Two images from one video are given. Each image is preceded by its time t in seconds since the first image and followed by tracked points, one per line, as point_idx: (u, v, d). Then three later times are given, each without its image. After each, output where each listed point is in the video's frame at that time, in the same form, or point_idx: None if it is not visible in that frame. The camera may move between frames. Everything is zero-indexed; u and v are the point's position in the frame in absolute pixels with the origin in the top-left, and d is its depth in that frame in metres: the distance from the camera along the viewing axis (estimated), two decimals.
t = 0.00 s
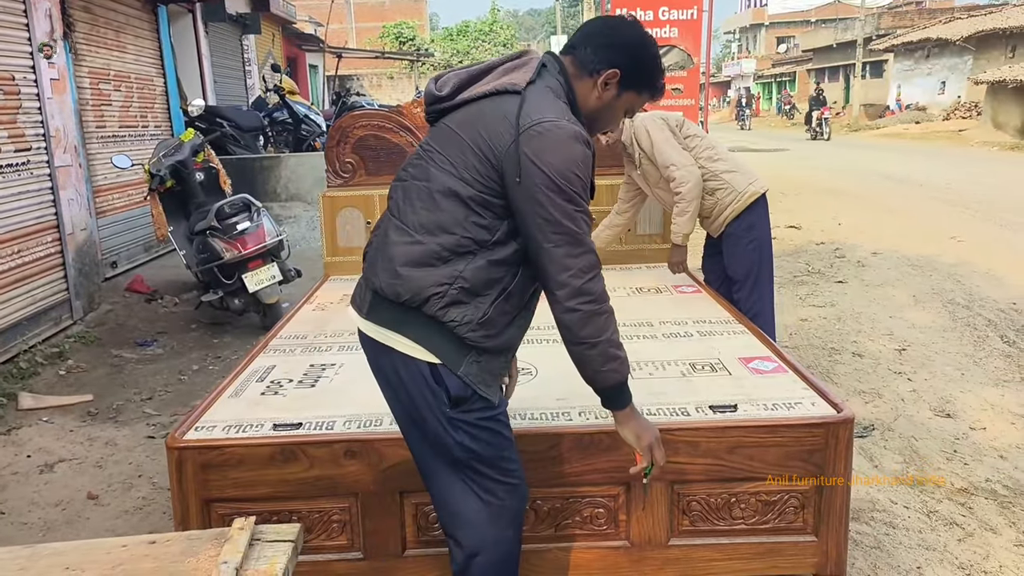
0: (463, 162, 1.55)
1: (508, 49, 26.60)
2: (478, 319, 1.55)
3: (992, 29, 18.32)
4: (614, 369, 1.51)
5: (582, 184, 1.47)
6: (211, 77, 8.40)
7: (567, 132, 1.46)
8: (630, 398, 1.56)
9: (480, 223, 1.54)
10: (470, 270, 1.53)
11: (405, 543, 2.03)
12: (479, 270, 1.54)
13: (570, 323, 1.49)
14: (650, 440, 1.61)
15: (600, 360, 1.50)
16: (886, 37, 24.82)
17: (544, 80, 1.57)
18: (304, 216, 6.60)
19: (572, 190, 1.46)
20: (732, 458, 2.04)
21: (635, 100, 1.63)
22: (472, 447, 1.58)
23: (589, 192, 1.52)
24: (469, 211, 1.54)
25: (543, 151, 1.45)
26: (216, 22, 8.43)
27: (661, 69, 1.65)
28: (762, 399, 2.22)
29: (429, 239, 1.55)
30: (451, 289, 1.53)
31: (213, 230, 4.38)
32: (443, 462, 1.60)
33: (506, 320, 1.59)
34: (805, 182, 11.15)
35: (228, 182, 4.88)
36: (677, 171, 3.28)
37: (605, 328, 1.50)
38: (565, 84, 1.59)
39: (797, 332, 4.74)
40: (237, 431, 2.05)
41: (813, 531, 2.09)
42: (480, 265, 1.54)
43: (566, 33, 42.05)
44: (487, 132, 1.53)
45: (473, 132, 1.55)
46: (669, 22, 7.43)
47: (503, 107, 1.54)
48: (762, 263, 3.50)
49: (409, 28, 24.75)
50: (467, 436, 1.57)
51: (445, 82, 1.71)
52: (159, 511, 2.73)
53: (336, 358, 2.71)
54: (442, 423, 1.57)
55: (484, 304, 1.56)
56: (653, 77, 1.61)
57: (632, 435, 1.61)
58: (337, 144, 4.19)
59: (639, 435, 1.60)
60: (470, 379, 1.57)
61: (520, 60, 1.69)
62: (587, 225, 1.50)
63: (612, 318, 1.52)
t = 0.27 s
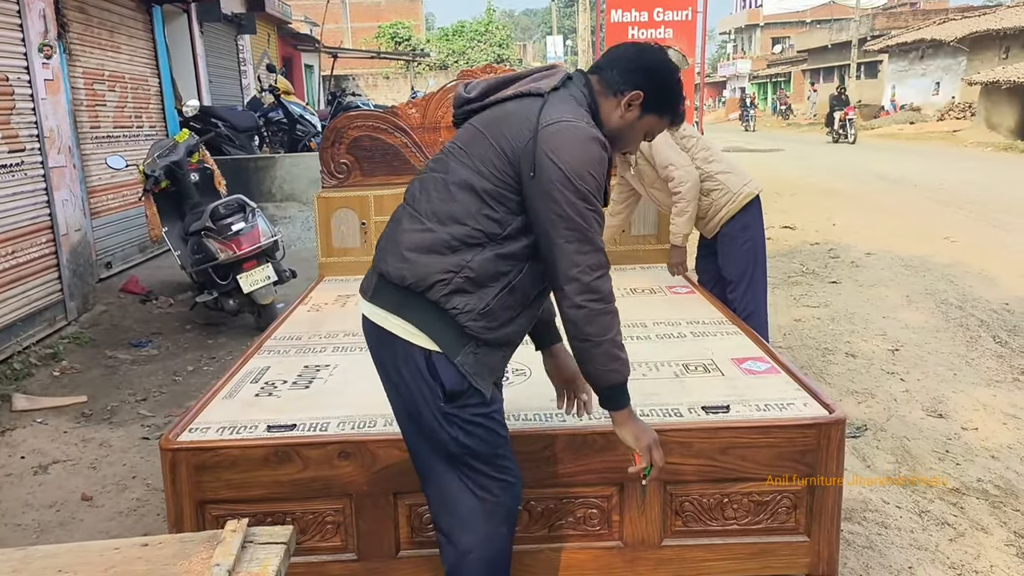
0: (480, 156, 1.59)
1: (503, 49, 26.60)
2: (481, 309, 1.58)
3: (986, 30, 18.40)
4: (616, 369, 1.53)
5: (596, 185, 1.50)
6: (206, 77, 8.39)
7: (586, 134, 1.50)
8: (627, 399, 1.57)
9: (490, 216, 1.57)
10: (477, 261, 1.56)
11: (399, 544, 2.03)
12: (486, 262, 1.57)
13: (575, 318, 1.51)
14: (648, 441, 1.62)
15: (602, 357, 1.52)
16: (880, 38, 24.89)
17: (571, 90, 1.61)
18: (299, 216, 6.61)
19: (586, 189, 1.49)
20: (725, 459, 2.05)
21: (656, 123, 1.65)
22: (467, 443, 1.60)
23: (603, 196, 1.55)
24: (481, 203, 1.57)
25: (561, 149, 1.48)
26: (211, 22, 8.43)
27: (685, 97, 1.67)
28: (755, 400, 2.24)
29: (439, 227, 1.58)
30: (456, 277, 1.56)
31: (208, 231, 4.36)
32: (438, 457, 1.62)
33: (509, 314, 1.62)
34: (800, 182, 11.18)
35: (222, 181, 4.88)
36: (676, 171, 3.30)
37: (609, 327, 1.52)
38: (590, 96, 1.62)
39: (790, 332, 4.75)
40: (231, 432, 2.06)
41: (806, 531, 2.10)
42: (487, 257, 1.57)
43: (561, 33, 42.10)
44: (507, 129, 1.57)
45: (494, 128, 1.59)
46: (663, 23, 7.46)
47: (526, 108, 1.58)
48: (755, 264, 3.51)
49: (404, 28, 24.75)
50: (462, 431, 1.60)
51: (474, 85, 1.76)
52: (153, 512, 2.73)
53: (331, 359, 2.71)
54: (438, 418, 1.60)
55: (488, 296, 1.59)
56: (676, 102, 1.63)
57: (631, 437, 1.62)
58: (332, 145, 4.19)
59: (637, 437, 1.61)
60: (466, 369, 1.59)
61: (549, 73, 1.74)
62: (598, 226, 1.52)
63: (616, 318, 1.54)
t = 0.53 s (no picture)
0: (488, 146, 1.61)
1: (501, 49, 26.60)
2: (477, 294, 1.59)
3: (982, 30, 18.44)
4: (611, 362, 1.57)
5: (599, 177, 1.51)
6: (203, 77, 8.38)
7: (593, 130, 1.52)
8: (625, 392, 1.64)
9: (492, 203, 1.59)
10: (477, 247, 1.58)
11: (397, 543, 2.04)
12: (486, 248, 1.58)
13: (573, 307, 1.53)
14: (644, 433, 1.70)
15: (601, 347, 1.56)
16: (877, 38, 24.94)
17: (585, 95, 1.63)
18: (296, 216, 6.60)
19: (589, 180, 1.50)
20: (721, 458, 2.06)
21: (669, 137, 1.65)
22: (451, 435, 1.62)
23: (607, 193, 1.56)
24: (484, 190, 1.59)
25: (566, 141, 1.51)
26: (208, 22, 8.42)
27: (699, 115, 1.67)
28: (751, 399, 2.25)
29: (442, 212, 1.61)
30: (455, 261, 1.58)
31: (204, 231, 4.36)
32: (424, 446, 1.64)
33: (508, 303, 1.63)
34: (796, 182, 11.20)
35: (219, 182, 4.94)
36: (677, 170, 3.34)
37: (606, 319, 1.55)
38: (605, 103, 1.63)
39: (787, 332, 4.77)
40: (229, 432, 2.06)
41: (802, 530, 2.11)
42: (486, 244, 1.58)
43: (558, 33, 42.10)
44: (517, 123, 1.60)
45: (504, 122, 1.63)
46: (660, 23, 7.48)
47: (538, 105, 1.62)
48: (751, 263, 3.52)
49: (401, 28, 24.73)
50: (447, 423, 1.61)
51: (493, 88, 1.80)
52: (150, 512, 2.73)
53: (328, 359, 2.72)
54: (425, 407, 1.62)
55: (485, 281, 1.59)
56: (690, 118, 1.63)
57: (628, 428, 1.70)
58: (328, 145, 4.19)
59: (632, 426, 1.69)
60: (458, 352, 1.60)
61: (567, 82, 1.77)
62: (599, 217, 1.53)
63: (613, 310, 1.56)
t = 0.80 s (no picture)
0: (487, 139, 1.63)
1: (499, 49, 26.61)
2: (471, 284, 1.61)
3: (979, 31, 18.48)
4: (604, 352, 1.58)
5: (595, 169, 1.52)
6: (202, 77, 8.38)
7: (591, 123, 1.53)
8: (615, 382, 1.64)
9: (488, 194, 1.60)
10: (472, 237, 1.59)
11: (396, 542, 2.04)
12: (481, 239, 1.60)
13: (566, 296, 1.54)
14: (635, 423, 1.69)
15: (592, 338, 1.57)
16: (875, 38, 24.97)
17: (590, 91, 1.64)
18: (294, 216, 6.60)
19: (584, 170, 1.50)
20: (719, 456, 2.07)
21: (673, 136, 1.64)
22: (432, 426, 1.64)
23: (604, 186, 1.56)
24: (481, 181, 1.61)
25: (563, 132, 1.51)
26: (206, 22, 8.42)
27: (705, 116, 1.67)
28: (750, 398, 2.25)
29: (440, 202, 1.62)
30: (449, 251, 1.60)
31: (203, 230, 4.37)
32: (407, 435, 1.67)
33: (502, 294, 1.64)
34: (794, 182, 11.21)
35: (217, 181, 4.92)
36: (676, 168, 3.34)
37: (596, 311, 1.56)
38: (609, 100, 1.64)
39: (785, 331, 4.78)
40: (228, 431, 2.07)
41: (800, 529, 2.11)
42: (481, 234, 1.59)
43: (556, 33, 42.12)
44: (516, 115, 1.61)
45: (504, 114, 1.64)
46: (658, 23, 7.50)
47: (539, 99, 1.63)
48: (749, 262, 3.52)
49: (399, 27, 24.72)
50: (429, 414, 1.64)
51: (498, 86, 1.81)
52: (149, 511, 2.73)
53: (327, 358, 2.72)
54: (409, 397, 1.65)
55: (479, 271, 1.61)
56: (695, 118, 1.63)
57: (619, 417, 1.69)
58: (327, 144, 4.18)
59: (623, 417, 1.68)
60: (450, 341, 1.62)
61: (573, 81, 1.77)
62: (593, 209, 1.54)
63: (604, 303, 1.57)
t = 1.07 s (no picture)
0: (480, 134, 1.63)
1: (496, 48, 26.62)
2: (463, 280, 1.60)
3: (975, 30, 18.52)
4: (586, 347, 1.59)
5: (582, 162, 1.52)
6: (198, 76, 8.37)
7: (580, 117, 1.54)
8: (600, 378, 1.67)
9: (480, 189, 1.60)
10: (463, 232, 1.59)
11: (393, 541, 2.04)
12: (474, 234, 1.60)
13: (548, 289, 1.55)
14: (622, 420, 1.71)
15: (574, 332, 1.57)
16: (871, 38, 25.01)
17: (583, 87, 1.65)
18: (291, 215, 6.59)
19: (571, 163, 1.51)
20: (717, 455, 2.07)
21: (667, 130, 1.64)
22: (416, 422, 1.65)
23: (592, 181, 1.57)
24: (472, 176, 1.61)
25: (552, 125, 1.52)
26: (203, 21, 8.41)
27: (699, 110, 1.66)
28: (747, 397, 2.26)
29: (433, 197, 1.63)
30: (441, 246, 1.60)
31: (200, 230, 4.37)
32: (394, 429, 1.69)
33: (495, 289, 1.63)
34: (791, 181, 11.23)
35: (215, 180, 4.85)
36: (671, 168, 3.34)
37: (579, 305, 1.56)
38: (602, 96, 1.64)
39: (782, 330, 4.78)
40: (225, 430, 2.06)
41: (797, 528, 2.12)
42: (473, 229, 1.59)
43: (553, 33, 42.14)
44: (508, 109, 1.62)
45: (498, 109, 1.65)
46: (656, 23, 7.51)
47: (531, 94, 1.64)
48: (746, 261, 3.53)
49: (396, 27, 24.70)
50: (415, 409, 1.65)
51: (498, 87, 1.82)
52: (147, 511, 2.73)
53: (325, 357, 2.72)
54: (397, 391, 1.66)
55: (471, 266, 1.61)
56: (688, 110, 1.62)
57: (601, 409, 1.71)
58: (325, 144, 4.19)
59: (609, 417, 1.70)
60: (442, 336, 1.62)
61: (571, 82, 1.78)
62: (580, 202, 1.54)
63: (588, 298, 1.58)
